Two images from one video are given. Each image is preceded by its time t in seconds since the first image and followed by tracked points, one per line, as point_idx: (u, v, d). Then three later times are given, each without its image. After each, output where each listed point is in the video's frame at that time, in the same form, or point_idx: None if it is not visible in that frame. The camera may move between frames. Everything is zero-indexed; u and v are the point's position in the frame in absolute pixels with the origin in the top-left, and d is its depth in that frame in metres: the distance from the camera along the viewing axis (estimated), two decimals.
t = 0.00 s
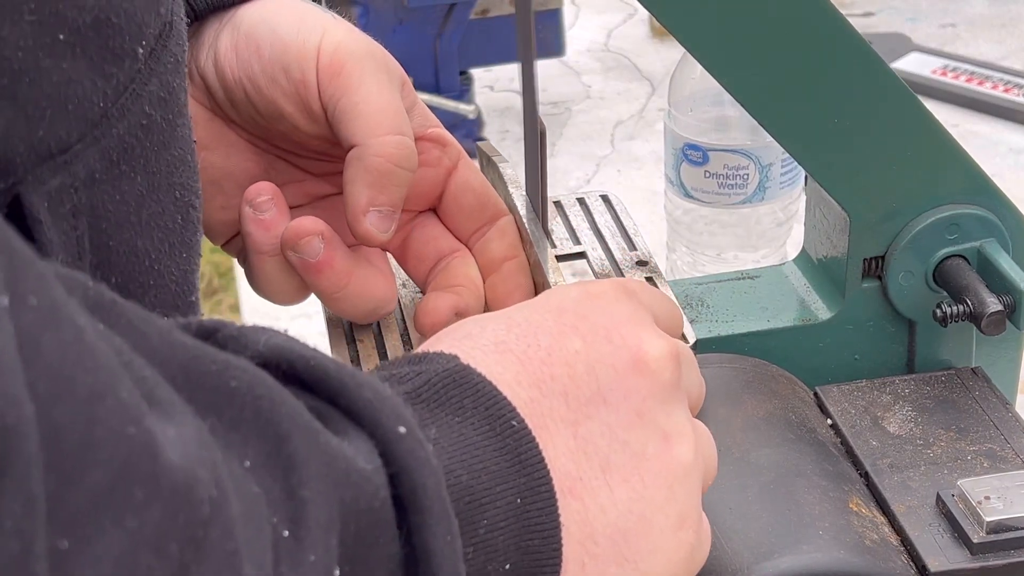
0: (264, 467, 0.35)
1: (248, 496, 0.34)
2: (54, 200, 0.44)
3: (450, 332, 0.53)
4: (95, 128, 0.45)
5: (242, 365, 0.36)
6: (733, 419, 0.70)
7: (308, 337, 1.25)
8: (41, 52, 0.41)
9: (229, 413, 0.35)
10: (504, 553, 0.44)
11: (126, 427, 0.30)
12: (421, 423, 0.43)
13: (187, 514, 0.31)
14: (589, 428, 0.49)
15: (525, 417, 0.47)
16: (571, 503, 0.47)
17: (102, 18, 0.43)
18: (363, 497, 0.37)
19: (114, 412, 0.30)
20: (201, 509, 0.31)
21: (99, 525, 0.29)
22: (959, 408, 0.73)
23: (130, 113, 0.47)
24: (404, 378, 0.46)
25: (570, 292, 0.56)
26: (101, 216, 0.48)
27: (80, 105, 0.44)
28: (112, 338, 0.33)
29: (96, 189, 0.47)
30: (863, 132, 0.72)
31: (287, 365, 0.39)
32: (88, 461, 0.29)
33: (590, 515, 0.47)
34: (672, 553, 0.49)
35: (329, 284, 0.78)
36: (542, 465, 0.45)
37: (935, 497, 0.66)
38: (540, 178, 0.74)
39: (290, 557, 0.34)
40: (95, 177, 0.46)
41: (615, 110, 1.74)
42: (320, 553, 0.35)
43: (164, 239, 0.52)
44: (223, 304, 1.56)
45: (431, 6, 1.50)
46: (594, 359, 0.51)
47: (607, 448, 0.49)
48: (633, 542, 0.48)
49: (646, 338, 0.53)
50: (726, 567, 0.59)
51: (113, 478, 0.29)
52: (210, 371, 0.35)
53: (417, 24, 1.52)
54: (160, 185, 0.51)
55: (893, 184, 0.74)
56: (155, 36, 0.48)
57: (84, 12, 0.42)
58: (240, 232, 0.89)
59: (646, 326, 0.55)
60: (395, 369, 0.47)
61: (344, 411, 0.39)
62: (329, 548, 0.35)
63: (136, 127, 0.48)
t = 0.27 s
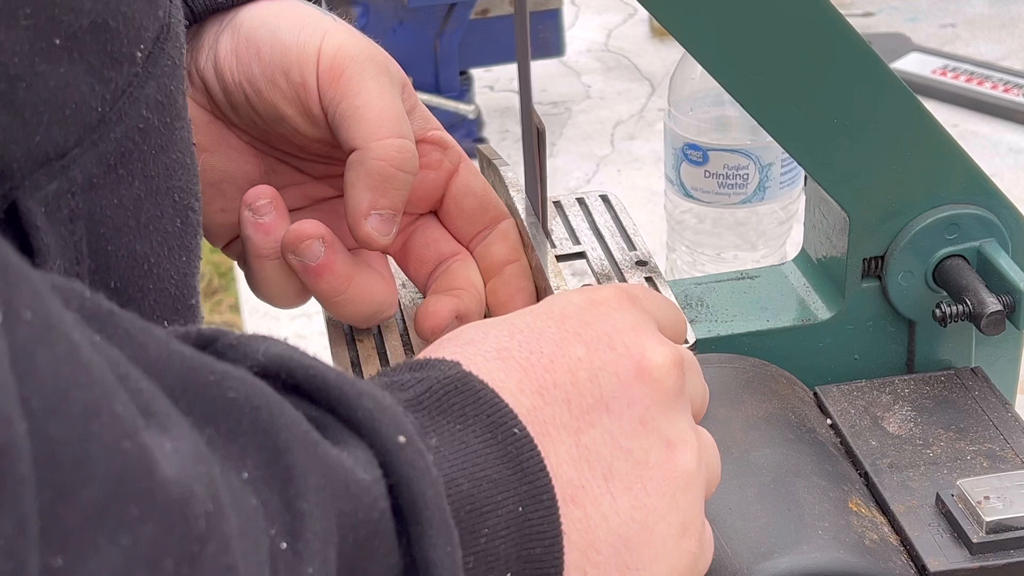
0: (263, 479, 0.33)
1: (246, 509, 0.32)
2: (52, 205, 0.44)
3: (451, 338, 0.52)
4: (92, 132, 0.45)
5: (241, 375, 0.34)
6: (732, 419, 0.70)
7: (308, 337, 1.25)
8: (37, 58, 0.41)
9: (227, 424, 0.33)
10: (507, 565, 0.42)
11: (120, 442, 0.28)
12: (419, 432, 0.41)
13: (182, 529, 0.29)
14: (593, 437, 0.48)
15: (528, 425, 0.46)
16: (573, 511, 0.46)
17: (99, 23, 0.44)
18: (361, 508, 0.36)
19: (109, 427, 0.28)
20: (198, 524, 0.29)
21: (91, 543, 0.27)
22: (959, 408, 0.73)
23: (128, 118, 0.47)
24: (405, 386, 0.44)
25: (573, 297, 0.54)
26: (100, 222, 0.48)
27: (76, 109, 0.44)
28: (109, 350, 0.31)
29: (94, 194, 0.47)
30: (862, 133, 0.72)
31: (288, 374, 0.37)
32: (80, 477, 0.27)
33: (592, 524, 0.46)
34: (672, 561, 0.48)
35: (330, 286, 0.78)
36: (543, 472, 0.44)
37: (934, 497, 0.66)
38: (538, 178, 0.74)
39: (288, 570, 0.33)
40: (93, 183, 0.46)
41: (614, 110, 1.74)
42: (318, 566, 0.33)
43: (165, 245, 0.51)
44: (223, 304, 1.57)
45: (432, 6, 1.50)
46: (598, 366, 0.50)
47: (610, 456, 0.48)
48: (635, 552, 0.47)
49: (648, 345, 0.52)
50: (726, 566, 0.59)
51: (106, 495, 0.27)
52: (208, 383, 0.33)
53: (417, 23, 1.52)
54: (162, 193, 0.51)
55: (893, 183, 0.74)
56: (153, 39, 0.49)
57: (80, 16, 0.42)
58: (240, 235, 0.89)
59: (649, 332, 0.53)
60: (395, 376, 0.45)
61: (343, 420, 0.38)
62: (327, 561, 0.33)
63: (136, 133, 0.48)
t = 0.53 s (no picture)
0: (260, 489, 0.33)
1: (242, 520, 0.32)
2: (49, 212, 0.44)
3: (451, 345, 0.51)
4: (91, 139, 0.45)
5: (239, 385, 0.34)
6: (733, 419, 0.70)
7: (308, 337, 1.25)
8: (35, 63, 0.41)
9: (224, 433, 0.33)
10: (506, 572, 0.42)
11: (116, 455, 0.28)
12: (419, 439, 0.41)
13: (178, 542, 0.29)
14: (593, 444, 0.48)
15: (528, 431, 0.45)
16: (574, 518, 0.45)
17: (96, 29, 0.43)
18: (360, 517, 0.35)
19: (104, 439, 0.28)
20: (194, 536, 0.29)
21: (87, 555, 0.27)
22: (959, 408, 0.73)
23: (127, 125, 0.47)
24: (405, 393, 0.44)
25: (573, 302, 0.54)
26: (100, 229, 0.48)
27: (73, 115, 0.44)
28: (104, 360, 0.30)
29: (93, 201, 0.47)
30: (862, 133, 0.72)
31: (285, 382, 0.37)
32: (76, 489, 0.27)
33: (592, 531, 0.46)
34: (674, 568, 0.48)
35: (332, 292, 0.78)
36: (543, 480, 0.43)
37: (934, 497, 0.66)
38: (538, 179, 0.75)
39: None
40: (93, 190, 0.46)
41: (614, 110, 1.74)
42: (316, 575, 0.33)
43: (163, 251, 0.51)
44: (224, 304, 1.57)
45: (432, 6, 1.50)
46: (598, 372, 0.49)
47: (611, 463, 0.48)
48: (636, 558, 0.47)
49: (649, 351, 0.52)
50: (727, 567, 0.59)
51: (101, 507, 0.27)
52: (206, 392, 0.33)
53: (417, 23, 1.52)
54: (161, 198, 0.51)
55: (892, 184, 0.74)
56: (151, 44, 0.48)
57: (78, 21, 0.42)
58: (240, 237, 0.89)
59: (650, 337, 0.53)
60: (395, 383, 0.45)
61: (343, 429, 0.37)
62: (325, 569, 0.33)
63: (135, 139, 0.48)
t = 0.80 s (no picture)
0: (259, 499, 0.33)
1: (240, 530, 0.32)
2: (52, 219, 0.44)
3: (452, 349, 0.51)
4: (91, 145, 0.45)
5: (238, 395, 0.34)
6: (733, 420, 0.70)
7: (308, 336, 1.25)
8: (35, 70, 0.41)
9: (223, 443, 0.33)
10: None
11: (113, 468, 0.28)
12: (418, 446, 0.41)
13: (177, 554, 0.29)
14: (595, 450, 0.47)
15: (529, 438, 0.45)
16: (574, 525, 0.45)
17: (95, 36, 0.43)
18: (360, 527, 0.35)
19: (102, 452, 0.28)
20: (192, 549, 0.29)
21: (84, 567, 0.27)
22: (959, 408, 0.73)
23: (128, 132, 0.47)
24: (405, 398, 0.44)
25: (573, 308, 0.54)
26: (100, 236, 0.47)
27: (72, 123, 0.44)
28: (102, 371, 0.30)
29: (94, 208, 0.46)
30: (863, 133, 0.72)
31: (285, 390, 0.37)
32: (72, 503, 0.27)
33: (593, 538, 0.46)
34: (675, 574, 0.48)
35: (333, 294, 0.78)
36: (545, 488, 0.43)
37: (934, 497, 0.66)
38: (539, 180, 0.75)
39: None
40: (93, 198, 0.46)
41: (614, 110, 1.74)
42: None
43: (165, 258, 0.51)
44: (224, 304, 1.56)
45: (432, 6, 1.50)
46: (598, 378, 0.49)
47: (612, 469, 0.47)
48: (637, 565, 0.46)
49: (649, 356, 0.52)
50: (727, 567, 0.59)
51: (98, 521, 0.27)
52: (204, 402, 0.33)
53: (417, 23, 1.52)
54: (161, 206, 0.50)
55: (892, 184, 0.74)
56: (153, 50, 0.48)
57: (79, 28, 0.42)
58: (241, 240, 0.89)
59: (650, 343, 0.53)
60: (395, 389, 0.45)
61: (342, 437, 0.37)
62: None
63: (137, 147, 0.47)
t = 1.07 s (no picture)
0: (259, 504, 0.33)
1: (240, 535, 0.32)
2: (52, 223, 0.44)
3: (453, 354, 0.51)
4: (92, 149, 0.45)
5: (239, 399, 0.34)
6: (733, 419, 0.70)
7: (308, 337, 1.25)
8: (36, 74, 0.41)
9: (223, 447, 0.33)
10: None
11: (111, 472, 0.28)
12: (419, 452, 0.41)
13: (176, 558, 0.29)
14: (597, 456, 0.47)
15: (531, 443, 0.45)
16: (576, 531, 0.45)
17: (96, 39, 0.43)
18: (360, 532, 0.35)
19: (100, 456, 0.28)
20: (191, 553, 0.29)
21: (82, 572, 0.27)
22: (959, 408, 0.73)
23: (129, 135, 0.47)
24: (406, 403, 0.44)
25: (575, 312, 0.54)
26: (100, 240, 0.47)
27: (73, 127, 0.44)
28: (101, 374, 0.30)
29: (95, 212, 0.46)
30: (862, 133, 0.72)
31: (285, 395, 0.37)
32: (70, 507, 0.27)
33: (595, 543, 0.46)
34: None
35: (334, 296, 0.78)
36: (547, 494, 0.43)
37: (935, 497, 0.66)
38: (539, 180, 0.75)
39: None
40: (94, 201, 0.46)
41: (614, 110, 1.74)
42: None
43: (165, 260, 0.51)
44: (224, 304, 1.56)
45: (432, 6, 1.50)
46: (601, 383, 0.49)
47: (614, 475, 0.47)
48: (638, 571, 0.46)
49: (652, 361, 0.51)
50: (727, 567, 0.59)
51: (96, 525, 0.27)
52: (204, 406, 0.33)
53: (417, 23, 1.52)
54: (162, 207, 0.51)
55: (892, 183, 0.74)
56: (153, 53, 0.48)
57: (79, 32, 0.42)
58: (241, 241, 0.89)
59: (653, 348, 0.53)
60: (397, 393, 0.45)
61: (342, 442, 0.37)
62: None
63: (137, 149, 0.47)
